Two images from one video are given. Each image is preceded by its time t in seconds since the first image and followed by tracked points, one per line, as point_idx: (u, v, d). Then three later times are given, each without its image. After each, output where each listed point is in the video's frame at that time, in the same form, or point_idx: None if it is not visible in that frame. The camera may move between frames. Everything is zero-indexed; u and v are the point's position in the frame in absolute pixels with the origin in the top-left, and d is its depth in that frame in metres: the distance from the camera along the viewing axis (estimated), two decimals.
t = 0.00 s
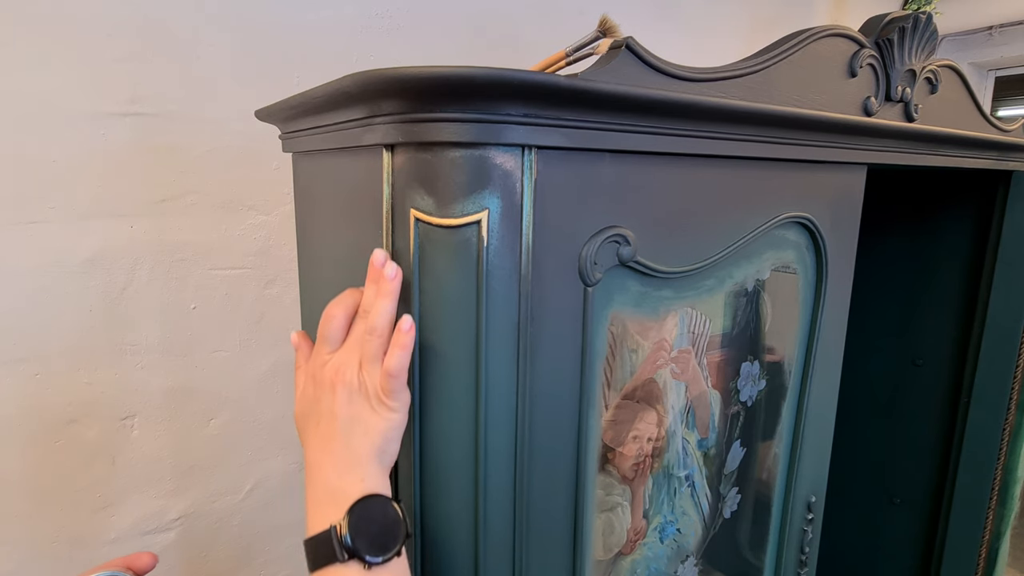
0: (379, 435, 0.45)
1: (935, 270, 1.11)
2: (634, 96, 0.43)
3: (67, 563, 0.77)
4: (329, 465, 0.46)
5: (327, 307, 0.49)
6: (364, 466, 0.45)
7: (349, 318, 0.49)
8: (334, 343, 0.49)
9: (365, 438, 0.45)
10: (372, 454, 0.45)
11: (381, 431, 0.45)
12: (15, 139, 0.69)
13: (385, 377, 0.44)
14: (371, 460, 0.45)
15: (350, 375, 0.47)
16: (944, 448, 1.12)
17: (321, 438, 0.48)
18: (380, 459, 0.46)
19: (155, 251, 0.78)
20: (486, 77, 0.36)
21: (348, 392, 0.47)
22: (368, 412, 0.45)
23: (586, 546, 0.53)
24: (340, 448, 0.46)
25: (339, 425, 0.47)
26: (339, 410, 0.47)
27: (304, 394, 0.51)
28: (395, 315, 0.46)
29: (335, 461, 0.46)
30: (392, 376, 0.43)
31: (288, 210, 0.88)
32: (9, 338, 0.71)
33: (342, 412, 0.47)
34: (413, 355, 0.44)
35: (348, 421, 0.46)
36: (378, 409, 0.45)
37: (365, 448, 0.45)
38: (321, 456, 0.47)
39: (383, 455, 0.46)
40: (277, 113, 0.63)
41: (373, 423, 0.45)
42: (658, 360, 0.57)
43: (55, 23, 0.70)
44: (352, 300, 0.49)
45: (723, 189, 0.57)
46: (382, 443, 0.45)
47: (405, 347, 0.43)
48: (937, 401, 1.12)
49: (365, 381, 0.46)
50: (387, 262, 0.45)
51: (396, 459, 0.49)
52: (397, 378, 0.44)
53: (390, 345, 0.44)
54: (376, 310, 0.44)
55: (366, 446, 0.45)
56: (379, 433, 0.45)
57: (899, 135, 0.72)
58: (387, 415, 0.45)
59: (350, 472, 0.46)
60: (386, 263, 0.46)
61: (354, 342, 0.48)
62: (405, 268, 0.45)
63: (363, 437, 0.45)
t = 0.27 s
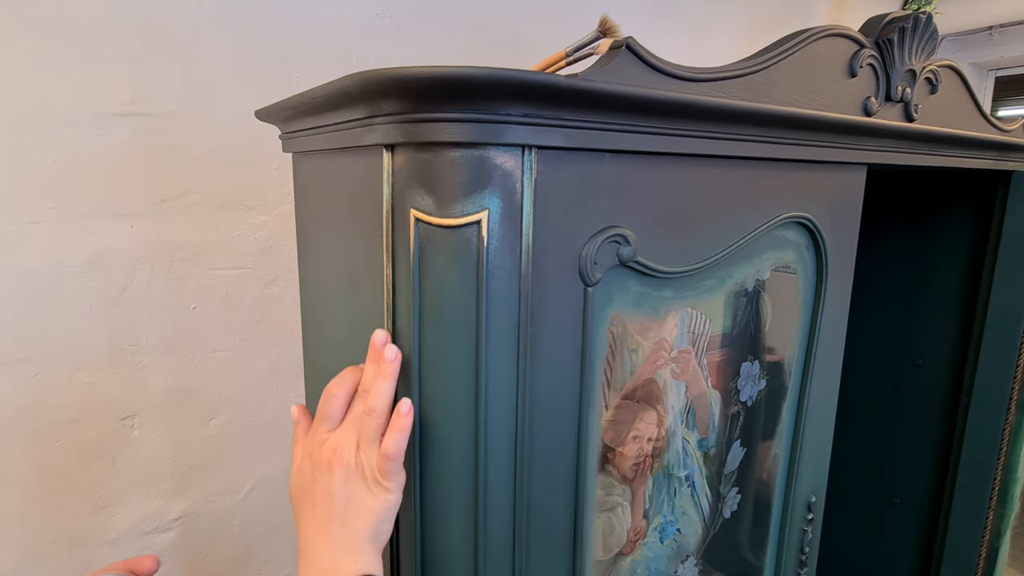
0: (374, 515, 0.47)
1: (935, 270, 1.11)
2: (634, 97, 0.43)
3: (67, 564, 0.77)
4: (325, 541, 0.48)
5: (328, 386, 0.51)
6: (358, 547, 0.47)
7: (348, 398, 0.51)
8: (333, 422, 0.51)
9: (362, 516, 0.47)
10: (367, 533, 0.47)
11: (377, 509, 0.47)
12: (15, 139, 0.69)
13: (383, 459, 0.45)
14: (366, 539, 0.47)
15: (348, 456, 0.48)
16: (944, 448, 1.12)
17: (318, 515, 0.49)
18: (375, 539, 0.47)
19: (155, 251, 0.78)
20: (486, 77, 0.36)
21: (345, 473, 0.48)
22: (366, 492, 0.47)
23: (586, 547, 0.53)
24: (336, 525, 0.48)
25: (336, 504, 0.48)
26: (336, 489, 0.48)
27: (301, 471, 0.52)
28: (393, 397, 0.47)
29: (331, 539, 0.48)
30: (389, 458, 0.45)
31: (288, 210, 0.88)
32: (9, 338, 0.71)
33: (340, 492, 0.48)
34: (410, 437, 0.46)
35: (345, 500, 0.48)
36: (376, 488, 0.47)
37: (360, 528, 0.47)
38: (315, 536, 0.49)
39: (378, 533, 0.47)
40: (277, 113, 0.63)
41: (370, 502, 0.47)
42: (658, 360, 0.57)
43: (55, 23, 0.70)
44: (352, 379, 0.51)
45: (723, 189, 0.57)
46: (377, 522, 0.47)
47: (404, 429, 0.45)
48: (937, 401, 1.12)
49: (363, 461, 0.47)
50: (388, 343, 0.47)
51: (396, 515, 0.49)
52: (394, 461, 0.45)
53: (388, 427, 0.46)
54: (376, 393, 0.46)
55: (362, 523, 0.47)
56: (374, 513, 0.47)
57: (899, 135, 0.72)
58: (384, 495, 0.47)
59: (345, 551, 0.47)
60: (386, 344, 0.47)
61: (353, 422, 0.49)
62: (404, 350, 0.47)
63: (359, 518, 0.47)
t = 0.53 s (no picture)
0: None
1: (935, 270, 1.11)
2: (634, 97, 0.43)
3: (67, 564, 0.77)
4: None
5: (326, 461, 0.53)
6: None
7: (346, 473, 0.52)
8: (330, 496, 0.53)
9: None
10: None
11: None
12: (15, 139, 0.69)
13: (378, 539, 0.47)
14: None
15: (345, 532, 0.50)
16: (944, 448, 1.12)
17: None
18: None
19: (155, 251, 0.78)
20: (486, 78, 0.36)
21: (342, 551, 0.50)
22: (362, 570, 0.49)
23: (585, 546, 0.53)
24: None
25: None
26: (333, 563, 0.50)
27: (299, 542, 0.54)
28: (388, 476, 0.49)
29: None
30: (385, 539, 0.47)
31: (288, 210, 0.88)
32: (9, 338, 0.71)
33: (336, 568, 0.50)
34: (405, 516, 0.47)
35: None
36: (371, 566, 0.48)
37: None
38: None
39: None
40: (277, 113, 0.63)
41: None
42: (658, 360, 0.57)
43: (55, 23, 0.70)
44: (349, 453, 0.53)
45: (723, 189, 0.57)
46: None
47: (399, 509, 0.46)
48: (937, 402, 1.12)
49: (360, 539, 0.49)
50: (387, 420, 0.48)
51: None
52: (388, 541, 0.47)
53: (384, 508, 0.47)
54: (371, 473, 0.48)
55: None
56: None
57: (899, 135, 0.72)
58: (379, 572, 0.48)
59: None
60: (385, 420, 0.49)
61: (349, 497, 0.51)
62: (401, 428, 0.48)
63: None
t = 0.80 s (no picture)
0: None
1: (935, 270, 1.11)
2: (634, 97, 0.43)
3: (66, 564, 0.77)
4: None
5: (328, 463, 0.53)
6: None
7: (348, 475, 0.52)
8: (332, 497, 0.53)
9: None
10: None
11: None
12: (15, 139, 0.69)
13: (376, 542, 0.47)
14: None
15: (345, 534, 0.50)
16: (944, 448, 1.12)
17: None
18: None
19: (155, 251, 0.79)
20: (486, 78, 0.36)
21: (342, 553, 0.50)
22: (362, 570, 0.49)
23: (586, 545, 0.53)
24: None
25: None
26: (333, 564, 0.51)
27: (302, 542, 0.54)
28: (388, 479, 0.49)
29: None
30: (383, 541, 0.47)
31: (288, 210, 0.88)
32: (8, 338, 0.71)
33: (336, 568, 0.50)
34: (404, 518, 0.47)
35: None
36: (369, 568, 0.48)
37: None
38: None
39: None
40: (277, 113, 0.63)
41: None
42: (658, 360, 0.57)
43: (55, 23, 0.70)
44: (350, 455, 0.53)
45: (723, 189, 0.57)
46: None
47: (398, 512, 0.46)
48: (937, 402, 1.12)
49: (359, 540, 0.49)
50: (387, 422, 0.48)
51: None
52: (387, 543, 0.47)
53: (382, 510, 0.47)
54: (370, 476, 0.48)
55: None
56: None
57: (899, 134, 0.72)
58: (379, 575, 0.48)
59: None
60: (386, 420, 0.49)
61: (349, 499, 0.51)
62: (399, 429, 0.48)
63: None
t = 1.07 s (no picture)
0: (368, 530, 0.47)
1: (935, 270, 1.11)
2: (634, 97, 0.43)
3: (66, 564, 0.77)
4: (321, 553, 0.49)
5: (327, 402, 0.51)
6: (354, 560, 0.48)
7: (347, 413, 0.51)
8: (331, 436, 0.52)
9: (354, 532, 0.48)
10: (362, 548, 0.48)
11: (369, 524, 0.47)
12: (14, 139, 0.69)
13: (375, 478, 0.46)
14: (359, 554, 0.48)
15: (343, 471, 0.49)
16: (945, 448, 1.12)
17: (315, 526, 0.50)
18: (370, 554, 0.48)
19: (155, 251, 0.79)
20: (486, 77, 0.36)
21: (341, 490, 0.49)
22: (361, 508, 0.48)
23: (586, 545, 0.53)
24: (331, 540, 0.49)
25: (331, 520, 0.49)
26: (331, 504, 0.49)
27: (302, 482, 0.53)
28: (387, 415, 0.48)
29: (326, 552, 0.49)
30: (381, 478, 0.46)
31: (288, 210, 0.88)
32: (8, 338, 0.71)
33: (335, 507, 0.49)
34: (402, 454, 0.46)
35: (340, 516, 0.49)
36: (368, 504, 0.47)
37: (356, 544, 0.48)
38: (314, 551, 0.50)
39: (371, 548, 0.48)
40: (277, 113, 0.63)
41: (362, 516, 0.47)
42: (658, 360, 0.57)
43: (55, 23, 0.70)
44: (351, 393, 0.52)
45: (723, 189, 0.57)
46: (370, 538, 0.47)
47: (395, 447, 0.45)
48: (937, 402, 1.12)
49: (357, 477, 0.48)
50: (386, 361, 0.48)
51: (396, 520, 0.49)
52: (385, 478, 0.46)
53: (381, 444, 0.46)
54: (369, 411, 0.47)
55: (355, 539, 0.48)
56: (368, 531, 0.47)
57: (900, 135, 0.72)
58: (378, 512, 0.47)
59: (342, 565, 0.48)
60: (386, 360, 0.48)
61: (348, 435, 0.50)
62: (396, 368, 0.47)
63: (353, 535, 0.48)
